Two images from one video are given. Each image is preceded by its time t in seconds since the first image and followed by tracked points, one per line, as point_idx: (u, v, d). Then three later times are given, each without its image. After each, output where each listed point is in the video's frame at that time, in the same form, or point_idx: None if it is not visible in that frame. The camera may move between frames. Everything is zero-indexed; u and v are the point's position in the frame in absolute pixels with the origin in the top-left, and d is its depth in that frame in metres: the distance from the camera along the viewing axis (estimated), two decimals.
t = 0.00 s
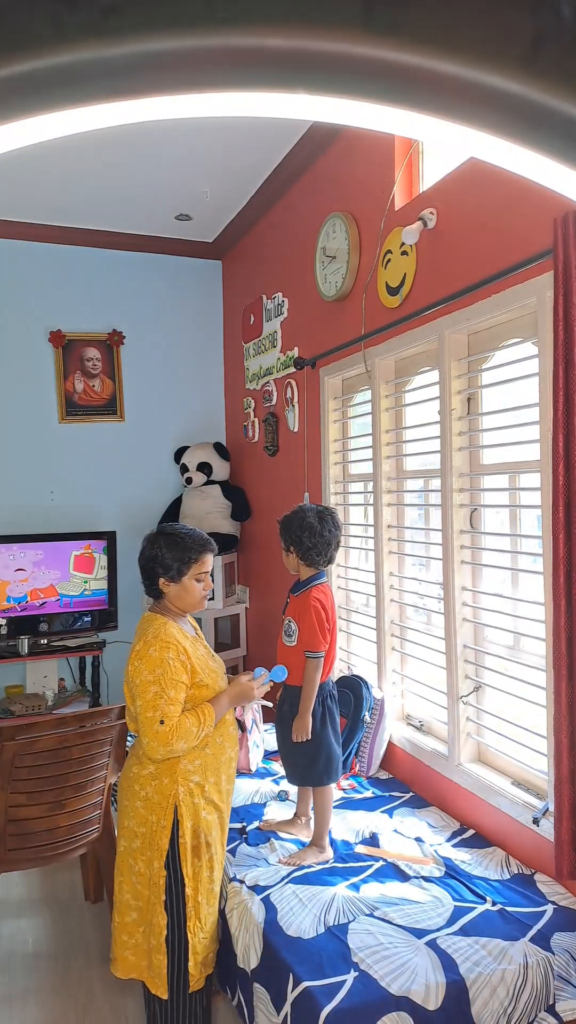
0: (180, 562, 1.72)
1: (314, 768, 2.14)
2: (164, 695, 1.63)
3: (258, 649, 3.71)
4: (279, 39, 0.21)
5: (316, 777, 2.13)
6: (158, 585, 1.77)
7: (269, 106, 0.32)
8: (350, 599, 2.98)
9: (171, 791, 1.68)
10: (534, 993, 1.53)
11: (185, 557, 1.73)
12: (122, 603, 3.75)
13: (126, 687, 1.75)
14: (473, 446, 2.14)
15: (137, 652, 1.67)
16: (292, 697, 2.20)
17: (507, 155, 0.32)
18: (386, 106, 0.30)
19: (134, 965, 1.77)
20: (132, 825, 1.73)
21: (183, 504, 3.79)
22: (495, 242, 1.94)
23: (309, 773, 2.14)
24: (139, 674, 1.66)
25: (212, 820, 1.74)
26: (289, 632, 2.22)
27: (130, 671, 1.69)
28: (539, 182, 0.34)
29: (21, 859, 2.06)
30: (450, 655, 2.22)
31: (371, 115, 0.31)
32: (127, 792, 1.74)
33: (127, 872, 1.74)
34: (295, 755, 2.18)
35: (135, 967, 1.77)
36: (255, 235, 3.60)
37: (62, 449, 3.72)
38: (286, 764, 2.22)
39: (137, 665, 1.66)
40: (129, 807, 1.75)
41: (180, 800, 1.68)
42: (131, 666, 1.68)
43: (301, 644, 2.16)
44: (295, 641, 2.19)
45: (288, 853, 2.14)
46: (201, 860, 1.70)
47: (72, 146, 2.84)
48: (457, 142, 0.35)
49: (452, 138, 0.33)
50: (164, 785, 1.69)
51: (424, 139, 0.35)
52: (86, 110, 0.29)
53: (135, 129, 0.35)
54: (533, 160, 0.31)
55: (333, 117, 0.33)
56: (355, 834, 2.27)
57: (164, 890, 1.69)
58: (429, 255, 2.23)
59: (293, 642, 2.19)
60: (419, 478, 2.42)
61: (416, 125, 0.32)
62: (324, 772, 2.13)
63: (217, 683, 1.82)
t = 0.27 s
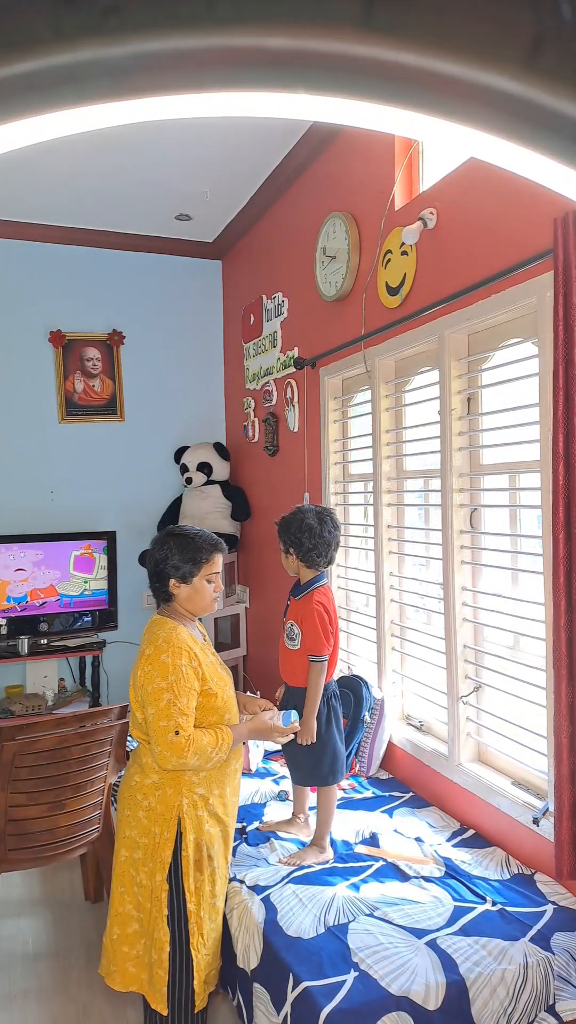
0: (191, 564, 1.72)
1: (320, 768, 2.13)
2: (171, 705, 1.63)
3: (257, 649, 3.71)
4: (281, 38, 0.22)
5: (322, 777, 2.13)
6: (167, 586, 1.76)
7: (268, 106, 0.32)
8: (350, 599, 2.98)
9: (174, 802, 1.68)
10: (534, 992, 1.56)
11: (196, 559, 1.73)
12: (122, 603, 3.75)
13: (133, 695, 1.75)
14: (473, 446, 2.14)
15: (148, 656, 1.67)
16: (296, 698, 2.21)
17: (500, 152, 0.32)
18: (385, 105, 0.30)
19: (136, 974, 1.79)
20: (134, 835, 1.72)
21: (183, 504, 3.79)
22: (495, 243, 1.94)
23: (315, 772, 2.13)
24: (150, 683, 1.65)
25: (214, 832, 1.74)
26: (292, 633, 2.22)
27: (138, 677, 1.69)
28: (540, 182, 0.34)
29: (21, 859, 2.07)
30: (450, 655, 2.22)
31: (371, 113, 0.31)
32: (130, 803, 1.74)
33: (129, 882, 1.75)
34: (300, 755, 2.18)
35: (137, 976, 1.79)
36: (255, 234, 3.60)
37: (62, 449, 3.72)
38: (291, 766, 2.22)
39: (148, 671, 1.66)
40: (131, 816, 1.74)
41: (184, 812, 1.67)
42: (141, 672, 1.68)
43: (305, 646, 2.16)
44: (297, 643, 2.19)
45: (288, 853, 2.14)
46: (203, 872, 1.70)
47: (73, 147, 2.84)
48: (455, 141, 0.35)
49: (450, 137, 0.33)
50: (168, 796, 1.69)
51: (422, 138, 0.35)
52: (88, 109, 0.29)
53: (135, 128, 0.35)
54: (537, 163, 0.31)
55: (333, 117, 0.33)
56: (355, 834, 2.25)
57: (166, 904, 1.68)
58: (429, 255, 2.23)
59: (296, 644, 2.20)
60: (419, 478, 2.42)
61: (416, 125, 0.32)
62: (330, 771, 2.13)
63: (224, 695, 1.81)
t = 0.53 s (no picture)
0: (203, 556, 1.73)
1: (320, 768, 2.12)
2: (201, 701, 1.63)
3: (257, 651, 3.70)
4: (283, 39, 0.22)
5: (323, 777, 2.12)
6: (181, 587, 1.75)
7: (266, 106, 0.32)
8: (350, 599, 2.97)
9: (200, 797, 1.68)
10: (534, 993, 1.56)
11: (205, 551, 1.74)
12: (122, 603, 3.75)
13: (151, 695, 1.68)
14: (473, 446, 2.14)
15: (180, 656, 1.63)
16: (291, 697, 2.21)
17: (504, 153, 0.32)
18: (384, 105, 0.30)
19: (153, 979, 1.76)
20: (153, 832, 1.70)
21: (183, 504, 3.79)
22: (495, 243, 1.94)
23: (315, 773, 2.13)
24: (182, 682, 1.63)
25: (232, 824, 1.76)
26: (287, 632, 2.21)
27: (165, 677, 1.64)
28: (540, 182, 0.34)
29: (21, 859, 2.07)
30: (450, 655, 2.21)
31: (370, 114, 0.31)
32: (149, 803, 1.69)
33: (148, 881, 1.72)
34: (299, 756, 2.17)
35: (155, 981, 1.76)
36: (255, 234, 3.60)
37: (62, 449, 3.72)
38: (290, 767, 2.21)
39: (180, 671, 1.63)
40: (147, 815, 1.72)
41: (209, 805, 1.68)
42: (169, 671, 1.64)
43: (302, 645, 2.16)
44: (294, 643, 2.19)
45: (287, 854, 2.14)
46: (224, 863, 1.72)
47: (73, 146, 2.84)
48: (455, 141, 0.35)
49: (449, 137, 0.33)
50: (193, 792, 1.68)
51: (421, 139, 0.35)
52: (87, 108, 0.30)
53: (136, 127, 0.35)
54: (541, 165, 0.31)
55: (332, 118, 0.33)
56: (355, 834, 2.25)
57: (194, 894, 1.71)
58: (428, 256, 2.23)
59: (292, 643, 2.19)
60: (419, 478, 2.42)
61: (415, 125, 0.32)
62: (330, 771, 2.13)
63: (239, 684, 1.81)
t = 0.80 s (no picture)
0: (174, 546, 1.80)
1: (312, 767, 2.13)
2: (185, 654, 1.77)
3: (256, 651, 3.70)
4: (279, 40, 0.27)
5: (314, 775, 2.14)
6: (165, 578, 1.84)
7: (268, 105, 0.33)
8: (350, 599, 2.97)
9: (174, 752, 1.79)
10: (534, 992, 1.55)
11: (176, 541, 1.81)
12: (122, 603, 3.75)
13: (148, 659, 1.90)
14: (473, 446, 2.14)
15: (161, 617, 1.80)
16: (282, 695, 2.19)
17: (505, 152, 0.34)
18: (381, 105, 0.32)
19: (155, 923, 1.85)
20: (143, 787, 1.85)
21: (183, 504, 3.79)
22: (495, 243, 1.94)
23: (306, 772, 2.14)
24: (163, 640, 1.80)
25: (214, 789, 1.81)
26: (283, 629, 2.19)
27: (153, 633, 1.83)
28: (536, 179, 0.35)
29: (22, 859, 2.07)
30: (450, 655, 2.21)
31: (368, 113, 0.33)
32: (140, 760, 1.88)
33: (142, 832, 1.87)
34: (288, 753, 2.17)
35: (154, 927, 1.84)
36: (255, 234, 3.60)
37: (62, 449, 3.72)
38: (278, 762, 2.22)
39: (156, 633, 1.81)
40: (141, 774, 1.87)
41: (179, 761, 1.77)
42: (158, 630, 1.81)
43: (299, 642, 2.14)
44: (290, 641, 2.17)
45: (287, 853, 2.14)
46: (203, 822, 1.79)
47: (74, 146, 2.84)
48: (454, 141, 0.36)
49: (449, 136, 0.34)
50: (168, 748, 1.80)
51: (419, 138, 0.36)
52: (89, 109, 0.31)
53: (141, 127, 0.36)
54: (537, 162, 0.33)
55: (333, 117, 0.34)
56: (355, 834, 2.25)
57: (171, 846, 1.79)
58: (428, 256, 2.23)
59: (291, 640, 2.17)
60: (419, 478, 2.41)
61: (414, 123, 0.33)
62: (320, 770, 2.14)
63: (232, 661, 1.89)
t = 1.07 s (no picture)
0: (183, 550, 1.77)
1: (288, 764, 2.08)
2: (212, 660, 1.73)
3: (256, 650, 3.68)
4: (284, 39, 0.27)
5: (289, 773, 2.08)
6: (174, 586, 1.80)
7: (268, 106, 0.30)
8: (350, 599, 2.94)
9: (205, 760, 1.75)
10: (535, 993, 1.53)
11: (185, 545, 1.78)
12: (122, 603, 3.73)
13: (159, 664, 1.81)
14: (473, 445, 2.11)
15: (186, 626, 1.74)
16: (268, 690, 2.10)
17: (505, 153, 0.32)
18: (380, 105, 0.30)
19: (174, 936, 1.79)
20: (168, 797, 1.79)
21: (183, 503, 3.77)
22: (495, 242, 1.91)
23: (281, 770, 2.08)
24: (189, 649, 1.73)
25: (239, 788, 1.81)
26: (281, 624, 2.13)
27: (172, 640, 1.76)
28: (536, 180, 0.33)
29: (23, 859, 2.04)
30: (450, 656, 2.18)
31: (371, 115, 0.31)
32: (162, 770, 1.81)
33: (164, 844, 1.79)
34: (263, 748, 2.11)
35: (176, 938, 1.79)
36: (255, 234, 3.58)
37: (62, 449, 3.70)
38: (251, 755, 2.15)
39: (181, 640, 1.74)
40: (162, 784, 1.81)
41: (213, 767, 1.75)
42: (183, 640, 1.74)
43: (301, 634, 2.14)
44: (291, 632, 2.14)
45: (288, 854, 2.11)
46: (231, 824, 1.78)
47: (73, 145, 2.82)
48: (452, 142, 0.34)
49: (450, 138, 0.33)
50: (199, 756, 1.76)
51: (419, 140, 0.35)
52: (90, 110, 0.29)
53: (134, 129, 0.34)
54: (534, 161, 0.31)
55: (335, 117, 0.32)
56: (355, 834, 2.21)
57: (205, 855, 1.76)
58: (428, 255, 2.20)
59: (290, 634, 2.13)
60: (419, 478, 2.38)
61: (415, 123, 0.31)
62: (295, 770, 2.09)
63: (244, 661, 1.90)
